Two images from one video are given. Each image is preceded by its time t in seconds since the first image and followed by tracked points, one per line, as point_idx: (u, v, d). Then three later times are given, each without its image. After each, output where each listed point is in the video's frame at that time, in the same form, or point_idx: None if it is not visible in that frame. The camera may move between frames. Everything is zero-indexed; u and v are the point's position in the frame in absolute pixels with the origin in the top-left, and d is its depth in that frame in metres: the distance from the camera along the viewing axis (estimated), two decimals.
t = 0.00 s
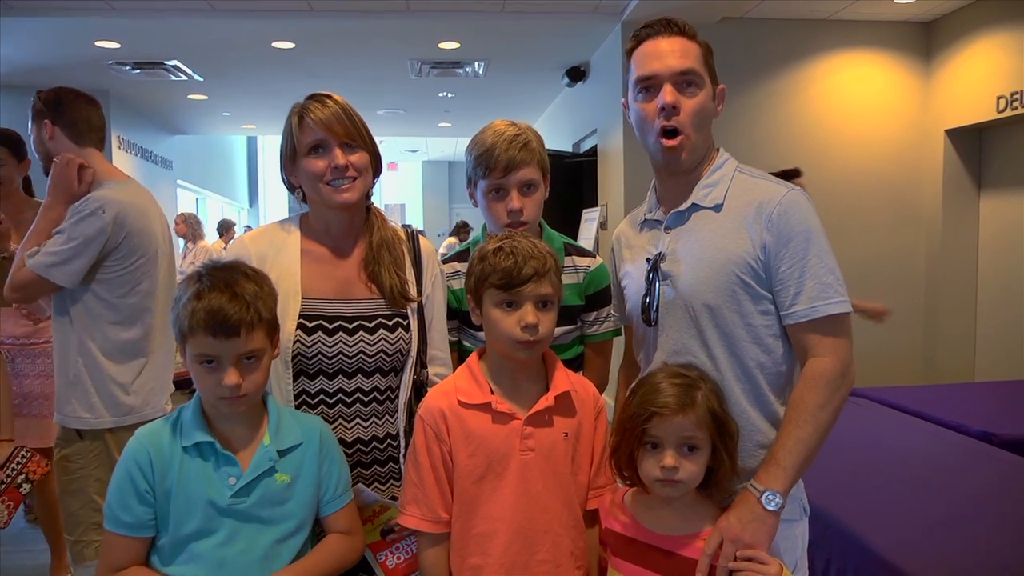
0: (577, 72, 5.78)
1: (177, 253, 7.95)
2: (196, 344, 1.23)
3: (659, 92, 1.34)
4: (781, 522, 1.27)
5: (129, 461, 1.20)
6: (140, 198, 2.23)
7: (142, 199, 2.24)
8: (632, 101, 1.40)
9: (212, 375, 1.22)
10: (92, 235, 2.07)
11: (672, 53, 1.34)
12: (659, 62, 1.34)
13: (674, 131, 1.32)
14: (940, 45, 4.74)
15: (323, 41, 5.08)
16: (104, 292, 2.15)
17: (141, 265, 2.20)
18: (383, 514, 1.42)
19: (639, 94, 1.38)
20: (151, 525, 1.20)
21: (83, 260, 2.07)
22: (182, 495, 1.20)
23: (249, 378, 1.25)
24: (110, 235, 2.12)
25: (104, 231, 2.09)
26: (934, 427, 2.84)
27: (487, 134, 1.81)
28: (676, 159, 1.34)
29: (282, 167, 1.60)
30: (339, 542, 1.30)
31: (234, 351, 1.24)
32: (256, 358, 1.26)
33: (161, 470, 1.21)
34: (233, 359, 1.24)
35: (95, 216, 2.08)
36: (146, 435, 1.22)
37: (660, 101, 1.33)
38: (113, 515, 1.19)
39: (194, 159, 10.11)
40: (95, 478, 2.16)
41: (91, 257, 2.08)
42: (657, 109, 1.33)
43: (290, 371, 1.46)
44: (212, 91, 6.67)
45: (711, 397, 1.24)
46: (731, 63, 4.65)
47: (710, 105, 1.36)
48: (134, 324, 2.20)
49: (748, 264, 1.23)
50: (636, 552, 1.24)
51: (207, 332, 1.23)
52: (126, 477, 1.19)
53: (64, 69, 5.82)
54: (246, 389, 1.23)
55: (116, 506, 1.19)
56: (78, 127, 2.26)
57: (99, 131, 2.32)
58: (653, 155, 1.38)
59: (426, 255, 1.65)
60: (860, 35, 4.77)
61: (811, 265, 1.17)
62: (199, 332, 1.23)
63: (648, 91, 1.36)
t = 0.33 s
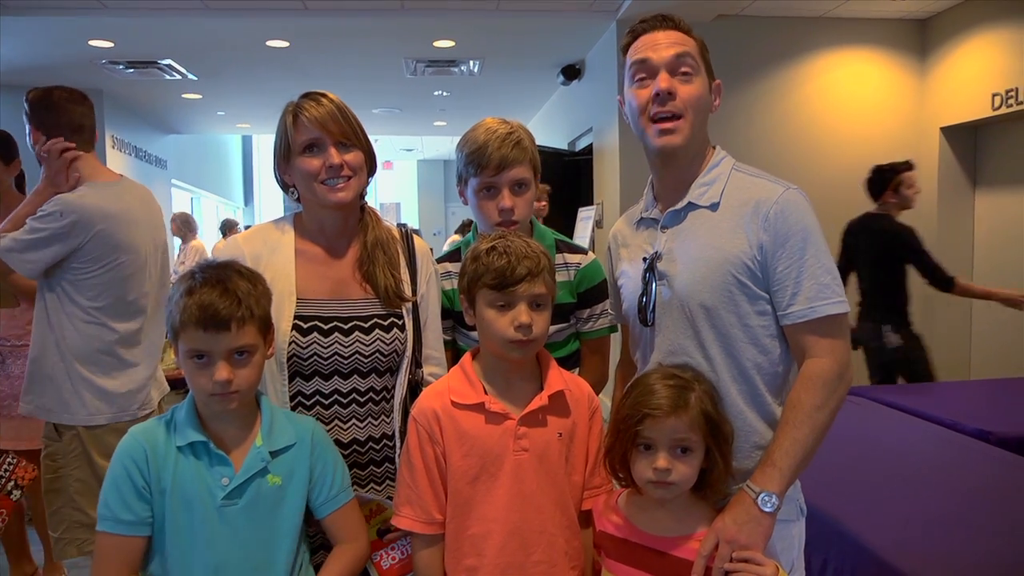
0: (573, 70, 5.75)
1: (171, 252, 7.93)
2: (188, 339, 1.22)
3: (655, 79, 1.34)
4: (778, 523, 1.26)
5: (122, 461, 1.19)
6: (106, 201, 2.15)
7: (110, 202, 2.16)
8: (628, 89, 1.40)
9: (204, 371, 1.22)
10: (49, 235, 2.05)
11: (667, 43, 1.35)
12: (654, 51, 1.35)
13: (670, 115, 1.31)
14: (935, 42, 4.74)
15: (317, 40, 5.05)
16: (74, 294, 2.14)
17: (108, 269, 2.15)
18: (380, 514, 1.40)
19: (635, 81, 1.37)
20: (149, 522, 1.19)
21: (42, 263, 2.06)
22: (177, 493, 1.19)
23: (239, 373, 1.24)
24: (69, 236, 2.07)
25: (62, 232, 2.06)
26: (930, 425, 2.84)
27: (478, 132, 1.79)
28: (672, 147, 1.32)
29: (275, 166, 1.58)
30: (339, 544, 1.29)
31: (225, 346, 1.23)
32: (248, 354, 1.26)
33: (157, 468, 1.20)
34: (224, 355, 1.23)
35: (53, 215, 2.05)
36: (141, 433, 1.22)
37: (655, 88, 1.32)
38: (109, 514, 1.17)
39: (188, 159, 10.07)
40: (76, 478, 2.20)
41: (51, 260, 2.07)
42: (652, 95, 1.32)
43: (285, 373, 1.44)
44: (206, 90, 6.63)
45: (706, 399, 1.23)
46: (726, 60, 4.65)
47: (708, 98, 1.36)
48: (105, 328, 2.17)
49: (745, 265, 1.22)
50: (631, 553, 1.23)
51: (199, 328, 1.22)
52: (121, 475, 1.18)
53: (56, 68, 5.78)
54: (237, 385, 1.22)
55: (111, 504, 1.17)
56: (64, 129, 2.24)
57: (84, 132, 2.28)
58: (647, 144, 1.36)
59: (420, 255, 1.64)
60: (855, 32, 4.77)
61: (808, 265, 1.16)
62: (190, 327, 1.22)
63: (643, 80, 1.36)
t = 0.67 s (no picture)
0: (574, 68, 5.72)
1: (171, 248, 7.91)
2: (184, 332, 1.21)
3: (645, 86, 1.33)
4: (777, 524, 1.25)
5: (120, 453, 1.18)
6: (84, 198, 2.13)
7: (92, 199, 2.15)
8: (622, 100, 1.39)
9: (199, 365, 1.21)
10: (26, 227, 2.05)
11: (654, 46, 1.34)
12: (641, 57, 1.34)
13: (666, 118, 1.30)
14: (938, 42, 4.73)
15: (318, 36, 5.04)
16: (56, 288, 2.13)
17: (88, 265, 2.14)
18: (379, 512, 1.38)
19: (626, 91, 1.37)
20: (149, 514, 1.18)
21: (19, 253, 2.06)
22: (172, 488, 1.18)
23: (236, 367, 1.22)
24: (47, 230, 2.07)
25: (39, 225, 2.06)
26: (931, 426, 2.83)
27: (468, 130, 1.78)
28: (671, 145, 1.30)
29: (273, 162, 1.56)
30: (335, 543, 1.27)
31: (221, 340, 1.22)
32: (245, 347, 1.24)
33: (153, 459, 1.19)
34: (220, 349, 1.22)
35: (32, 207, 2.06)
36: (137, 427, 1.21)
37: (647, 94, 1.31)
38: (105, 507, 1.16)
39: (188, 154, 10.05)
40: (67, 473, 2.19)
41: (30, 252, 2.07)
42: (644, 102, 1.32)
43: (284, 369, 1.43)
44: (206, 85, 6.60)
45: (704, 400, 1.23)
46: (727, 59, 4.63)
47: (702, 93, 1.36)
48: (87, 324, 2.15)
49: (749, 263, 1.20)
50: (627, 553, 1.22)
51: (195, 321, 1.21)
52: (119, 467, 1.17)
53: (55, 62, 5.76)
54: (233, 379, 1.21)
55: (109, 497, 1.16)
56: (45, 126, 2.22)
57: (67, 123, 2.27)
58: (646, 147, 1.34)
59: (418, 252, 1.63)
60: (857, 32, 4.75)
61: (812, 264, 1.15)
62: (186, 321, 1.21)
63: (633, 87, 1.35)
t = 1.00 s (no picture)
0: (575, 67, 5.71)
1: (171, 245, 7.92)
2: (175, 329, 1.21)
3: (645, 87, 1.32)
4: (773, 524, 1.24)
5: (115, 456, 1.18)
6: (71, 197, 2.12)
7: (80, 198, 2.14)
8: (620, 97, 1.37)
9: (192, 361, 1.20)
10: (13, 227, 2.03)
11: (658, 47, 1.32)
12: (643, 57, 1.32)
13: (663, 125, 1.29)
14: (940, 43, 4.72)
15: (319, 34, 5.03)
16: (49, 287, 2.13)
17: (78, 264, 2.13)
18: (376, 508, 1.36)
19: (626, 90, 1.35)
20: (146, 516, 1.17)
21: (9, 255, 2.04)
22: (167, 489, 1.18)
23: (227, 363, 1.22)
24: (36, 231, 2.06)
25: (26, 225, 2.05)
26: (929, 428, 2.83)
27: (464, 129, 1.77)
28: (666, 153, 1.30)
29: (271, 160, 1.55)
30: (330, 541, 1.27)
31: (214, 336, 1.21)
32: (237, 344, 1.24)
33: (148, 462, 1.18)
34: (212, 345, 1.21)
35: (20, 207, 2.04)
36: (130, 429, 1.20)
37: (646, 97, 1.30)
38: (102, 512, 1.16)
39: (189, 152, 10.05)
40: (60, 471, 2.19)
41: (21, 253, 2.06)
42: (643, 104, 1.30)
43: (280, 367, 1.43)
44: (207, 82, 6.60)
45: (700, 391, 1.22)
46: (728, 59, 4.62)
47: (699, 97, 1.35)
48: (79, 323, 2.14)
49: (743, 263, 1.20)
50: (620, 548, 1.21)
51: (187, 318, 1.20)
52: (114, 470, 1.17)
53: (56, 59, 5.75)
54: (225, 375, 1.21)
55: (107, 502, 1.16)
56: (40, 124, 2.21)
57: (62, 121, 2.26)
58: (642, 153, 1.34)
59: (415, 251, 1.62)
60: (859, 32, 4.74)
61: (807, 263, 1.14)
62: (178, 317, 1.20)
63: (634, 86, 1.34)
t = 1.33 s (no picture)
0: (575, 67, 5.71)
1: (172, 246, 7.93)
2: (168, 333, 1.20)
3: (644, 86, 1.31)
4: (768, 528, 1.24)
5: (107, 459, 1.17)
6: (63, 200, 2.12)
7: (72, 201, 2.13)
8: (618, 97, 1.36)
9: (183, 364, 1.20)
10: (4, 232, 2.03)
11: (657, 47, 1.31)
12: (643, 56, 1.32)
13: (660, 122, 1.28)
14: (940, 41, 4.70)
15: (318, 35, 5.03)
16: (44, 291, 2.13)
17: (72, 266, 2.13)
18: (372, 513, 1.36)
19: (624, 89, 1.35)
20: (137, 521, 1.17)
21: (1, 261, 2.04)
22: (159, 493, 1.17)
23: (219, 365, 1.22)
24: (28, 235, 2.06)
25: (18, 229, 2.04)
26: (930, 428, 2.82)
27: (465, 129, 1.77)
28: (663, 145, 1.29)
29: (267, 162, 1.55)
30: (324, 544, 1.27)
31: (203, 338, 1.21)
32: (228, 347, 1.24)
33: (140, 466, 1.18)
34: (202, 347, 1.21)
35: (10, 211, 2.03)
36: (123, 432, 1.20)
37: (645, 96, 1.29)
38: (93, 515, 1.15)
39: (190, 153, 10.05)
40: (59, 473, 2.19)
41: (14, 258, 2.06)
42: (642, 102, 1.30)
43: (276, 370, 1.42)
44: (207, 83, 6.59)
45: (691, 391, 1.21)
46: (728, 58, 4.61)
47: (699, 99, 1.34)
48: (74, 326, 2.14)
49: (739, 265, 1.19)
50: (614, 553, 1.21)
51: (177, 320, 1.20)
52: (105, 474, 1.17)
53: (56, 61, 5.75)
54: (216, 378, 1.21)
55: (98, 506, 1.16)
56: (34, 129, 2.20)
57: (57, 125, 2.25)
58: (638, 147, 1.33)
59: (412, 254, 1.62)
60: (859, 31, 4.73)
61: (804, 266, 1.13)
62: (168, 320, 1.20)
63: (632, 85, 1.33)
